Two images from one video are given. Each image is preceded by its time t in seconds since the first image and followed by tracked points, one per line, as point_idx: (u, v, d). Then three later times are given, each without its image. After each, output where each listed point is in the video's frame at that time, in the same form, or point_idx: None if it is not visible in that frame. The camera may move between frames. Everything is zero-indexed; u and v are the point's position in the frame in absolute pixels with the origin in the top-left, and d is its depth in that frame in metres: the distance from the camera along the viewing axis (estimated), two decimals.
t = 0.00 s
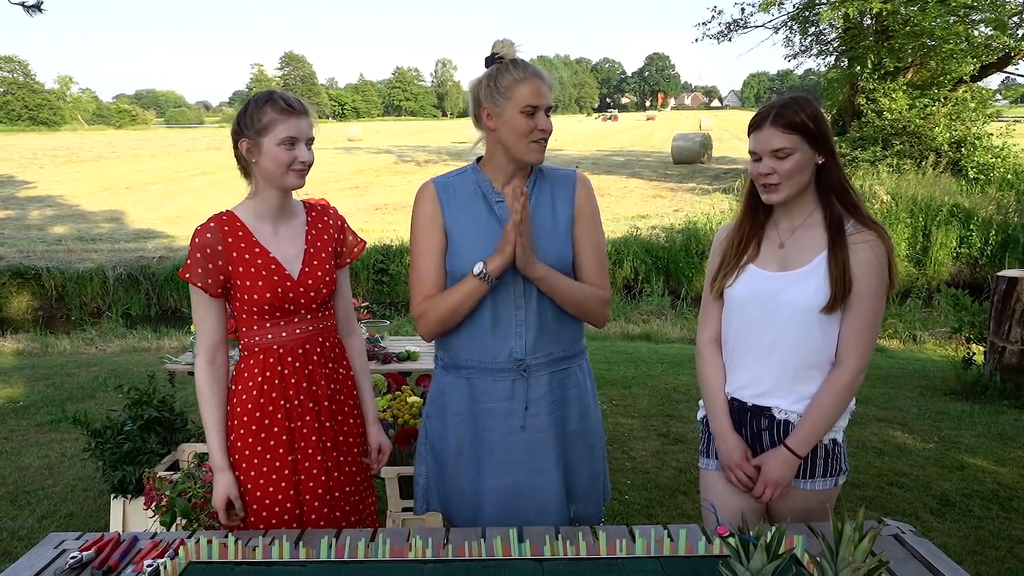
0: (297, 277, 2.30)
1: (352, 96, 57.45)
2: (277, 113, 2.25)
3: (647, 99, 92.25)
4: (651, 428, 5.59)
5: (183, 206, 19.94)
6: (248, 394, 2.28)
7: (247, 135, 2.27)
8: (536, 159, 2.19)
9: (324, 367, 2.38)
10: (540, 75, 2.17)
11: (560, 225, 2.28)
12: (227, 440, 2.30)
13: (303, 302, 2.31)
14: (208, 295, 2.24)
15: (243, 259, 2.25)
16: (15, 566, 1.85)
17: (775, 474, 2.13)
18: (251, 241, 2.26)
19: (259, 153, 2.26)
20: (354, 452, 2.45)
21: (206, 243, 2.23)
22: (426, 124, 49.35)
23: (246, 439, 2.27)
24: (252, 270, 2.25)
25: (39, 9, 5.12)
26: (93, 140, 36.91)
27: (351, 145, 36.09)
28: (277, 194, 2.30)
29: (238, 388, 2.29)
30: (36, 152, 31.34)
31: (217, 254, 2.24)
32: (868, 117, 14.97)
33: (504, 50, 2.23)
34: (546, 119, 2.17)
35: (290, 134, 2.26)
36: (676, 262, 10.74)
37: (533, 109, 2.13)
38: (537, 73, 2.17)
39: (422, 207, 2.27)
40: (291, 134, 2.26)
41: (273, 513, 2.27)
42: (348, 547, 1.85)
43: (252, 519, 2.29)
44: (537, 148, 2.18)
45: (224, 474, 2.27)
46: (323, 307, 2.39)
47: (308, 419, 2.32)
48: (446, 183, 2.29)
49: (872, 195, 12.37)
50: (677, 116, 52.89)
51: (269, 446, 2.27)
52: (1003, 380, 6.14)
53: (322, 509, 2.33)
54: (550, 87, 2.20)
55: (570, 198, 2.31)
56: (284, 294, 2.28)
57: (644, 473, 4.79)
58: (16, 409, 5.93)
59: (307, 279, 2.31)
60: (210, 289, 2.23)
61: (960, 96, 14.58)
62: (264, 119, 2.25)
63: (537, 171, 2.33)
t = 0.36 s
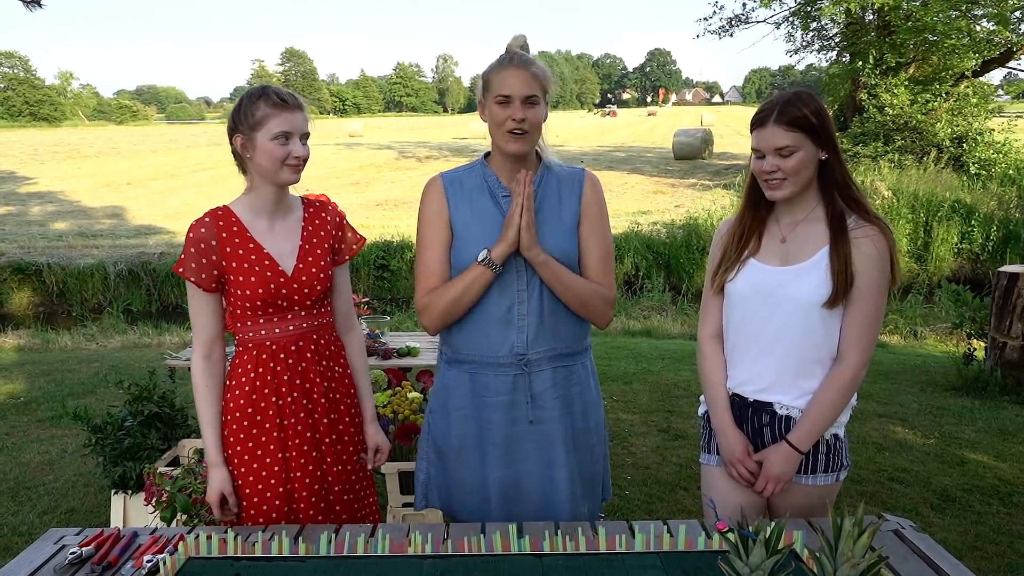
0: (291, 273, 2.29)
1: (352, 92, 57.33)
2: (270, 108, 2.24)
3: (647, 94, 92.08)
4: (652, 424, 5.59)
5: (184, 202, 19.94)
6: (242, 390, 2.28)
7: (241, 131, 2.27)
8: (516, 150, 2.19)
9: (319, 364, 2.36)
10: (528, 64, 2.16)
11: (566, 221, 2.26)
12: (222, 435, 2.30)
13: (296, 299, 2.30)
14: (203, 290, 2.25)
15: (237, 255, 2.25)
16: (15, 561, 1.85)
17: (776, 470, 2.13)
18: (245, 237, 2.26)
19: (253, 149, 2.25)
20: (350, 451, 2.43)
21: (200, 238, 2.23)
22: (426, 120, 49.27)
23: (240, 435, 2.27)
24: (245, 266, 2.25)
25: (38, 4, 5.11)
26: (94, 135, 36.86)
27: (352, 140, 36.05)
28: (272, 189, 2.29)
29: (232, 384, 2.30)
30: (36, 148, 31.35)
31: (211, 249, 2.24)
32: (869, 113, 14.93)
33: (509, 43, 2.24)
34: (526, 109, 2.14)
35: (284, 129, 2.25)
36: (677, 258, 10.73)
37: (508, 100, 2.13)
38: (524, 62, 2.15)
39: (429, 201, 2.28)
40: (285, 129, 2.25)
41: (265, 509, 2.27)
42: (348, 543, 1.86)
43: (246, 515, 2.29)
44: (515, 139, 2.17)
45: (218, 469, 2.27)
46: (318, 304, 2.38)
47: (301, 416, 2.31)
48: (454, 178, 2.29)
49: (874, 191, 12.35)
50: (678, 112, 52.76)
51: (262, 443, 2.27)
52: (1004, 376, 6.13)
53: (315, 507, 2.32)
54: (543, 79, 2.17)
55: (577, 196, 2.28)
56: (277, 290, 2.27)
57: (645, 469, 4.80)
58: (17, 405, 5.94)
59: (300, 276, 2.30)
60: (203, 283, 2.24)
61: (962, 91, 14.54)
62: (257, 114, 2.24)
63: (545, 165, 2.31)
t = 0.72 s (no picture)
0: (275, 273, 2.28)
1: (347, 90, 57.14)
2: (256, 107, 2.23)
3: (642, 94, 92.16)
4: (646, 423, 5.59)
5: (178, 201, 19.88)
6: (226, 389, 2.29)
7: (229, 130, 2.27)
8: (500, 147, 2.17)
9: (304, 365, 2.34)
10: (513, 62, 2.14)
11: (563, 223, 2.25)
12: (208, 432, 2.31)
13: (280, 299, 2.29)
14: (190, 288, 2.26)
15: (222, 253, 2.25)
16: (7, 561, 1.85)
17: (769, 468, 2.13)
18: (232, 235, 2.26)
19: (241, 148, 2.25)
20: (338, 455, 2.40)
21: (188, 235, 2.24)
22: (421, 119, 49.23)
23: (222, 433, 2.27)
24: (229, 264, 2.24)
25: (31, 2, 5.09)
26: (87, 134, 36.69)
27: (346, 139, 35.99)
28: (261, 188, 2.28)
29: (218, 382, 2.31)
30: (29, 146, 31.20)
31: (198, 247, 2.24)
32: (863, 112, 14.98)
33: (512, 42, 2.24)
34: (505, 108, 2.13)
35: (271, 128, 2.24)
36: (671, 257, 10.73)
37: (489, 99, 2.14)
38: (512, 61, 2.14)
39: (430, 199, 2.27)
40: (272, 128, 2.24)
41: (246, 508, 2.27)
42: (341, 543, 1.85)
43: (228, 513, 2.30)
44: (497, 138, 2.17)
45: (201, 466, 2.29)
46: (305, 304, 2.35)
47: (282, 418, 2.30)
48: (455, 176, 2.28)
49: (867, 190, 12.39)
50: (672, 111, 52.81)
51: (243, 442, 2.27)
52: (997, 374, 6.15)
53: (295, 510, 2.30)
54: (535, 79, 2.15)
55: (577, 198, 2.26)
56: (260, 290, 2.26)
57: (639, 468, 4.80)
58: (8, 404, 5.91)
59: (285, 276, 2.28)
60: (190, 281, 2.25)
61: (955, 91, 14.59)
62: (245, 114, 2.23)
63: (546, 165, 2.29)
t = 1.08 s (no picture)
0: (274, 272, 2.28)
1: (347, 90, 57.09)
2: (256, 109, 2.23)
3: (643, 93, 92.15)
4: (646, 422, 5.59)
5: (179, 200, 19.88)
6: (226, 389, 2.28)
7: (227, 131, 2.26)
8: (489, 151, 2.18)
9: (304, 363, 2.34)
10: (500, 66, 2.13)
11: (567, 222, 2.24)
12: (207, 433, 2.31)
13: (279, 297, 2.29)
14: (189, 289, 2.26)
15: (221, 253, 2.25)
16: (5, 560, 1.85)
17: (772, 461, 2.13)
18: (231, 235, 2.26)
19: (240, 149, 2.24)
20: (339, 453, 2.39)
21: (187, 236, 2.24)
22: (422, 118, 49.24)
23: (223, 432, 2.27)
24: (228, 264, 2.25)
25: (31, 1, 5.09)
26: (88, 133, 36.71)
27: (347, 138, 36.01)
28: (259, 188, 2.28)
29: (217, 381, 2.30)
30: (30, 145, 31.23)
31: (196, 247, 2.25)
32: (864, 111, 14.98)
33: (513, 46, 2.23)
34: (490, 112, 2.13)
35: (271, 129, 2.24)
36: (672, 256, 10.73)
37: (477, 104, 2.16)
38: (500, 65, 2.13)
39: (438, 198, 2.29)
40: (271, 129, 2.24)
41: (248, 507, 2.27)
42: (339, 542, 1.85)
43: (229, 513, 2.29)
44: (485, 142, 2.17)
45: (202, 465, 2.27)
46: (305, 303, 2.35)
47: (283, 417, 2.29)
48: (462, 175, 2.29)
49: (868, 189, 12.39)
50: (673, 110, 52.75)
51: (245, 441, 2.27)
52: (997, 374, 6.14)
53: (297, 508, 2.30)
54: (523, 82, 2.13)
55: (581, 199, 2.25)
56: (260, 289, 2.26)
57: (639, 467, 4.80)
58: (9, 403, 5.92)
59: (285, 274, 2.28)
60: (188, 281, 2.25)
61: (956, 90, 14.57)
62: (243, 115, 2.23)
63: (552, 164, 2.28)
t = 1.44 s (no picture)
0: (280, 270, 2.28)
1: (350, 89, 56.99)
2: (256, 106, 2.23)
3: (645, 91, 92.08)
4: (648, 421, 5.59)
5: (181, 199, 19.92)
6: (234, 389, 2.28)
7: (227, 129, 2.25)
8: (494, 144, 2.18)
9: (310, 360, 2.35)
10: (509, 60, 2.14)
11: (570, 220, 2.24)
12: (215, 434, 2.30)
13: (285, 295, 2.29)
14: (193, 290, 2.25)
15: (227, 253, 2.24)
16: (7, 560, 1.85)
17: (771, 453, 2.15)
18: (234, 235, 2.25)
19: (240, 147, 2.24)
20: (342, 445, 2.43)
21: (189, 237, 2.22)
22: (424, 117, 49.25)
23: (232, 432, 2.26)
24: (234, 264, 2.24)
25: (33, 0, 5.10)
26: (91, 133, 36.77)
27: (349, 137, 36.02)
28: (260, 186, 2.29)
29: (225, 382, 2.29)
30: (33, 145, 31.27)
31: (200, 248, 2.23)
32: (867, 109, 14.95)
33: (525, 43, 2.23)
34: (496, 105, 2.13)
35: (271, 126, 2.24)
36: (674, 255, 10.72)
37: (484, 96, 2.17)
38: (509, 59, 2.14)
39: (441, 196, 2.29)
40: (273, 126, 2.24)
41: (260, 507, 2.26)
42: (341, 542, 1.85)
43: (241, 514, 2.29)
44: (490, 134, 2.17)
45: (211, 468, 2.26)
46: (308, 300, 2.37)
47: (294, 413, 2.30)
48: (466, 173, 2.29)
49: (870, 188, 12.38)
50: (676, 108, 52.70)
51: (256, 440, 2.26)
52: (1000, 373, 6.13)
53: (306, 504, 2.31)
54: (531, 77, 2.13)
55: (583, 196, 2.25)
56: (267, 288, 2.26)
57: (641, 467, 4.80)
58: (12, 402, 5.93)
59: (290, 273, 2.29)
60: (193, 282, 2.23)
61: (959, 88, 14.53)
62: (244, 113, 2.23)
63: (555, 163, 2.28)
